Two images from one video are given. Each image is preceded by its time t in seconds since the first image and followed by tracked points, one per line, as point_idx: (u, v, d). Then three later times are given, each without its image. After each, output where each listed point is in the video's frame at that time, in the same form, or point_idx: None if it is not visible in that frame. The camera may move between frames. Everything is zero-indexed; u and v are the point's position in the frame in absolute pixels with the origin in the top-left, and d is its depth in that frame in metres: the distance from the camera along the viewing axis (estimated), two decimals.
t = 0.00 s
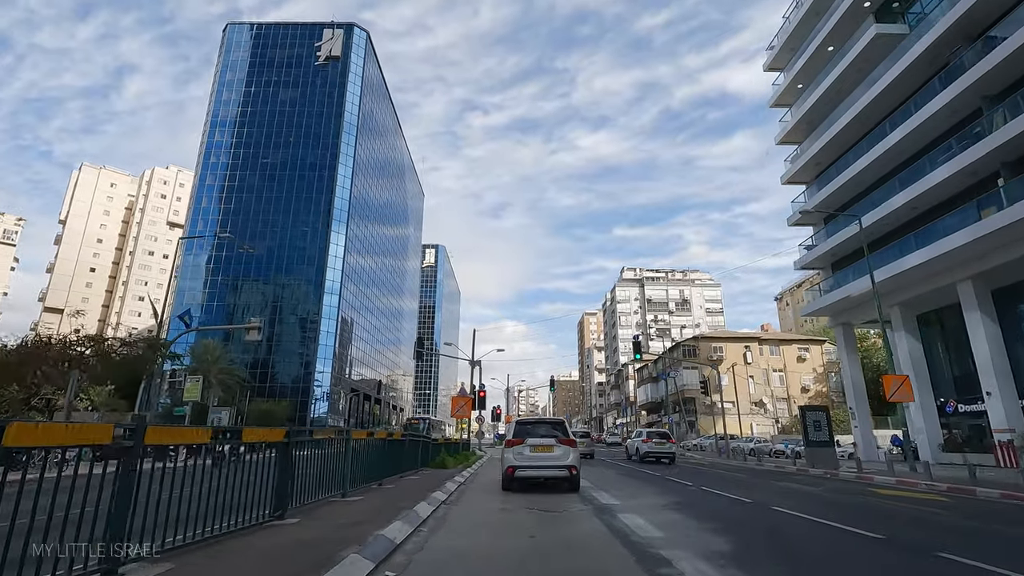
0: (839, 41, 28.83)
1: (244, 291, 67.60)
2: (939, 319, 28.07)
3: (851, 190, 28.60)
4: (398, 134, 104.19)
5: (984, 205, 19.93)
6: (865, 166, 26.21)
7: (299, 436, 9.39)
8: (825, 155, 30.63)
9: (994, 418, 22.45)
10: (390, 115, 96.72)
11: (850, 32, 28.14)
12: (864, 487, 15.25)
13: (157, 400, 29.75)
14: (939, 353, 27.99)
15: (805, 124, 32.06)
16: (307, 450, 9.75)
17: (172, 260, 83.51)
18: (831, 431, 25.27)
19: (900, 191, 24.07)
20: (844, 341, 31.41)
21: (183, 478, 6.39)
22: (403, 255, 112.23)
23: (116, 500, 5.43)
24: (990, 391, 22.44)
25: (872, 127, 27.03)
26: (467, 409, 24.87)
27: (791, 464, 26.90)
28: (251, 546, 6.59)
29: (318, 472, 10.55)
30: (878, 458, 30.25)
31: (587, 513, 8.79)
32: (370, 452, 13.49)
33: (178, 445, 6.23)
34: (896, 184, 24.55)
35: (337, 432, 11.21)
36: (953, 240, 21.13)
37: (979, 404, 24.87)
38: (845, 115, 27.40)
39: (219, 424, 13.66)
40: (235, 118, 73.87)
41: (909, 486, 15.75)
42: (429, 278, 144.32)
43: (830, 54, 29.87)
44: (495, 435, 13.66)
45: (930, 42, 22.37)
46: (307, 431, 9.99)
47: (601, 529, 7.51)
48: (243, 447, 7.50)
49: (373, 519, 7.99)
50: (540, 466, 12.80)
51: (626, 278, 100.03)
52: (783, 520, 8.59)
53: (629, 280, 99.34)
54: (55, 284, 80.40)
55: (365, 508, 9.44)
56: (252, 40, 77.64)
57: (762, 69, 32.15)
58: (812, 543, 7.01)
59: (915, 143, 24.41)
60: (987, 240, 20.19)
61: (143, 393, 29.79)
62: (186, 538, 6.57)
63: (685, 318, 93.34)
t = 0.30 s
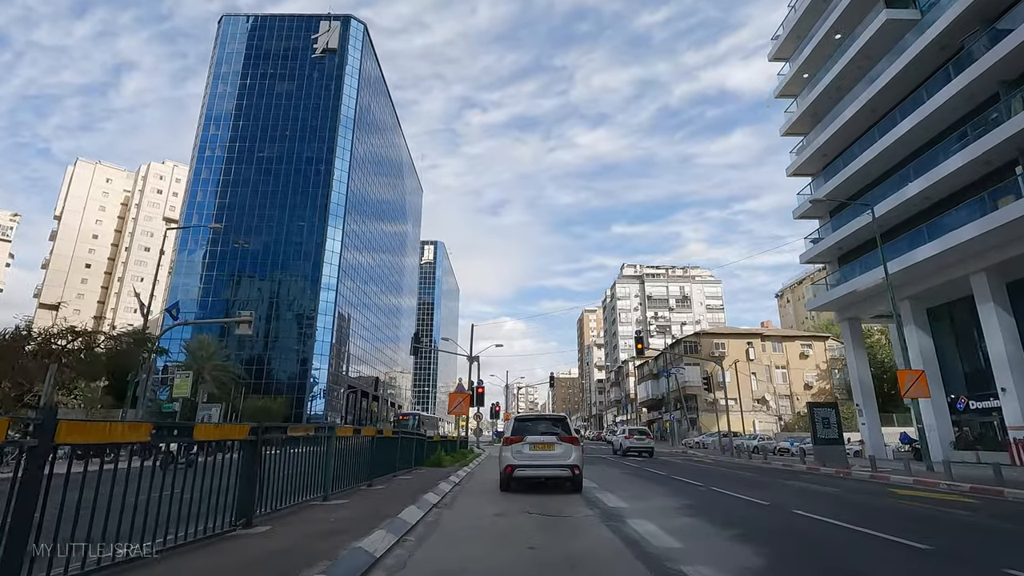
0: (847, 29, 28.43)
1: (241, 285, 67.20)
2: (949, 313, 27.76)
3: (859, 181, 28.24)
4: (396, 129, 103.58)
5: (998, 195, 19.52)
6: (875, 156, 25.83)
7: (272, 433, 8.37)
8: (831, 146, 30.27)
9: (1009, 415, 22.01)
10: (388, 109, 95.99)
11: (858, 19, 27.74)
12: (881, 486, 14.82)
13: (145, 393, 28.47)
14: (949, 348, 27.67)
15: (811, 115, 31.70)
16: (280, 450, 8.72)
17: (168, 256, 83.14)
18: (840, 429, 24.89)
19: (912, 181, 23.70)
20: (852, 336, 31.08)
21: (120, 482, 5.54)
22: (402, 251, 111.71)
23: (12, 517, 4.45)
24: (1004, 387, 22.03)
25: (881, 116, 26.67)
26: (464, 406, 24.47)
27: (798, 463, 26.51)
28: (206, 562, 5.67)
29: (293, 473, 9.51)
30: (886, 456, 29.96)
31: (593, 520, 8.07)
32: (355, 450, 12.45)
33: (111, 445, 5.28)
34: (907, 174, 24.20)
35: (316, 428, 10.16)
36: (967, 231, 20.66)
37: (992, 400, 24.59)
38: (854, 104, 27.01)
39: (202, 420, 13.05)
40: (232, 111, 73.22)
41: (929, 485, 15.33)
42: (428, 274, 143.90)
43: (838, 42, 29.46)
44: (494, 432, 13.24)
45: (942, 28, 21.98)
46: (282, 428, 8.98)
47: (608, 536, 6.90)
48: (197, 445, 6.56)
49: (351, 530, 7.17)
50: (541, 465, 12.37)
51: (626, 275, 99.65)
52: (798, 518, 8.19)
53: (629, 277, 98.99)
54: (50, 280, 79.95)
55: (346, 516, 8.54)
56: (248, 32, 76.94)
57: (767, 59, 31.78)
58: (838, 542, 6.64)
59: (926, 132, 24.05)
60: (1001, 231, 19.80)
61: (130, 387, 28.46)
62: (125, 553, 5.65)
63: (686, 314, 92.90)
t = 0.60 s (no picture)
0: (859, 22, 28.04)
1: (240, 280, 66.98)
2: (963, 314, 27.39)
3: (869, 177, 27.86)
4: (398, 125, 103.20)
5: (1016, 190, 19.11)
6: (887, 151, 25.44)
7: (244, 431, 7.84)
8: (842, 140, 29.86)
9: None
10: (391, 105, 95.64)
11: (871, 11, 27.31)
12: (900, 490, 14.38)
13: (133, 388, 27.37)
14: (963, 349, 27.28)
15: (821, 109, 31.32)
16: (254, 449, 8.17)
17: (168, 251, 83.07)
18: (851, 431, 24.44)
19: (928, 176, 23.27)
20: (861, 336, 30.76)
21: (59, 487, 5.13)
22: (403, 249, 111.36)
23: None
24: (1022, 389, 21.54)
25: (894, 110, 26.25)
26: (463, 404, 24.06)
27: (809, 466, 26.04)
28: (160, 573, 5.24)
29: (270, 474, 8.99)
30: (898, 460, 29.50)
31: (602, 527, 7.59)
32: (343, 449, 11.89)
33: (78, 445, 5.16)
34: (922, 169, 23.80)
35: (298, 426, 9.61)
36: (984, 228, 20.20)
37: (1006, 402, 24.21)
38: (866, 98, 26.61)
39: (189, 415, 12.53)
40: (234, 105, 72.90)
41: (951, 491, 14.90)
42: (429, 272, 143.71)
43: (850, 35, 29.05)
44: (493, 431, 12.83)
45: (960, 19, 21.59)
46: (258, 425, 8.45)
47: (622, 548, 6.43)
48: (160, 444, 6.14)
49: (323, 541, 6.69)
50: (543, 465, 11.98)
51: (629, 274, 99.18)
52: (824, 528, 7.78)
53: (632, 276, 98.58)
54: (49, 274, 79.78)
55: (322, 523, 7.99)
56: (250, 25, 76.65)
57: (776, 53, 31.43)
58: (876, 558, 6.18)
59: (941, 126, 23.66)
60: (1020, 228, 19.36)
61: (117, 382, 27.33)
62: (85, 556, 5.35)
63: (688, 314, 92.49)
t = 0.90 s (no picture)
0: (863, 12, 27.77)
1: (236, 282, 66.57)
2: (970, 308, 27.17)
3: (874, 169, 27.58)
4: (395, 125, 102.92)
5: None
6: (893, 142, 25.15)
7: (191, 435, 6.35)
8: (845, 133, 29.66)
9: None
10: (388, 105, 95.34)
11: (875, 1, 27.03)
12: (919, 491, 13.97)
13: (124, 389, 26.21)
14: (969, 343, 27.19)
15: (823, 102, 31.12)
16: (212, 456, 6.64)
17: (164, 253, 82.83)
18: (859, 429, 24.12)
19: (937, 166, 22.94)
20: (867, 333, 30.43)
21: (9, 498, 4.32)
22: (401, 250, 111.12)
23: None
24: None
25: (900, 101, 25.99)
26: (461, 405, 23.73)
27: (817, 466, 25.69)
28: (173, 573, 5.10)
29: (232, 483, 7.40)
30: (905, 458, 29.21)
31: (611, 539, 7.05)
32: (332, 452, 10.09)
33: (66, 446, 4.67)
34: (931, 159, 23.48)
35: (273, 428, 7.94)
36: (996, 219, 19.87)
37: (1017, 399, 23.58)
38: (872, 89, 26.34)
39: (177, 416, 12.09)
40: (230, 104, 72.57)
41: (971, 492, 14.49)
42: (427, 273, 143.49)
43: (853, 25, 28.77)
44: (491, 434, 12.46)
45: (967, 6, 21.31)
46: (219, 429, 6.85)
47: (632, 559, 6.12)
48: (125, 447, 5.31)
49: (295, 558, 5.67)
50: (544, 465, 11.63)
51: (628, 273, 98.96)
52: (844, 532, 7.46)
53: (631, 276, 98.34)
54: (44, 277, 79.41)
55: (300, 535, 6.53)
56: (246, 23, 76.34)
57: (777, 45, 31.19)
58: (896, 561, 5.99)
59: (949, 116, 23.37)
60: None
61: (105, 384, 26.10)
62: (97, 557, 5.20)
63: (688, 313, 92.30)
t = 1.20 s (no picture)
0: (867, 5, 27.57)
1: (235, 282, 66.37)
2: (980, 305, 26.91)
3: (880, 164, 27.35)
4: (394, 126, 102.76)
5: None
6: (901, 136, 24.89)
7: (149, 439, 5.68)
8: (850, 128, 29.43)
9: None
10: (387, 105, 95.16)
11: None
12: (936, 495, 13.60)
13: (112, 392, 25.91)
14: (979, 339, 26.90)
15: (828, 97, 30.89)
16: (177, 464, 6.06)
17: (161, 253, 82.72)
18: (869, 429, 23.82)
19: (948, 159, 22.64)
20: (873, 332, 30.23)
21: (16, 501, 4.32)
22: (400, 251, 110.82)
23: None
24: None
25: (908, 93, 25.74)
26: (460, 406, 23.42)
27: (827, 467, 25.39)
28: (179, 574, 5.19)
29: (200, 490, 6.76)
30: (913, 458, 28.98)
31: (620, 551, 6.72)
32: (315, 455, 9.43)
33: (49, 450, 4.52)
34: (941, 152, 23.20)
35: (242, 431, 7.10)
36: (1008, 213, 19.52)
37: None
38: (878, 82, 26.11)
39: (167, 418, 11.72)
40: (227, 103, 72.43)
41: (993, 495, 14.00)
42: (427, 274, 143.21)
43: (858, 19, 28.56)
44: (491, 435, 12.18)
45: None
46: (181, 431, 6.16)
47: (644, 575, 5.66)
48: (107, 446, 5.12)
49: (275, 566, 5.46)
50: (545, 468, 11.32)
51: (628, 274, 98.76)
52: (871, 540, 7.17)
53: (632, 276, 98.05)
54: (41, 278, 79.08)
55: (270, 551, 5.94)
56: (243, 22, 76.30)
57: (780, 39, 31.00)
58: (901, 561, 6.07)
59: (960, 108, 23.07)
60: None
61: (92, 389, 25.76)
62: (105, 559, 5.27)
63: (689, 314, 92.07)
